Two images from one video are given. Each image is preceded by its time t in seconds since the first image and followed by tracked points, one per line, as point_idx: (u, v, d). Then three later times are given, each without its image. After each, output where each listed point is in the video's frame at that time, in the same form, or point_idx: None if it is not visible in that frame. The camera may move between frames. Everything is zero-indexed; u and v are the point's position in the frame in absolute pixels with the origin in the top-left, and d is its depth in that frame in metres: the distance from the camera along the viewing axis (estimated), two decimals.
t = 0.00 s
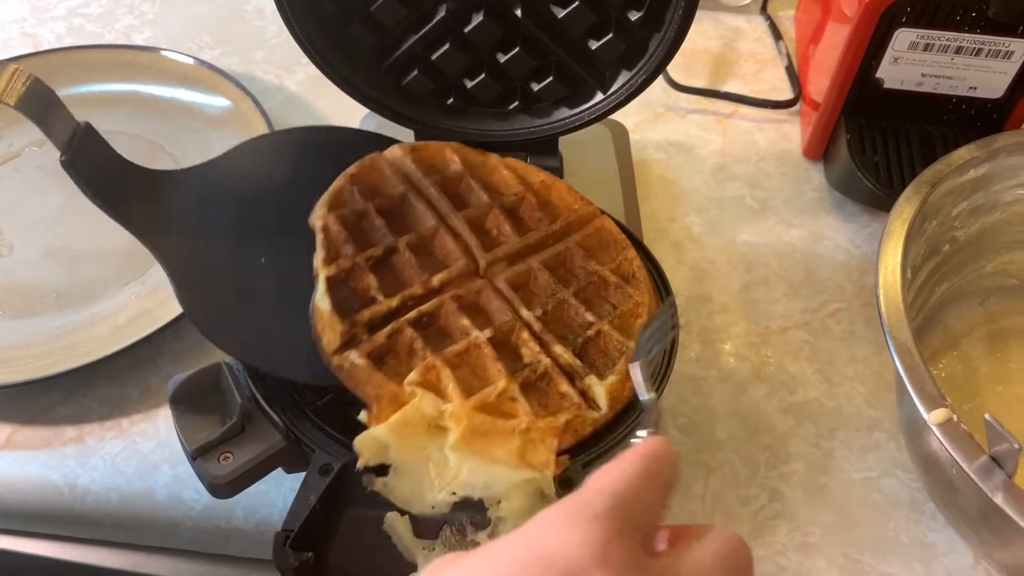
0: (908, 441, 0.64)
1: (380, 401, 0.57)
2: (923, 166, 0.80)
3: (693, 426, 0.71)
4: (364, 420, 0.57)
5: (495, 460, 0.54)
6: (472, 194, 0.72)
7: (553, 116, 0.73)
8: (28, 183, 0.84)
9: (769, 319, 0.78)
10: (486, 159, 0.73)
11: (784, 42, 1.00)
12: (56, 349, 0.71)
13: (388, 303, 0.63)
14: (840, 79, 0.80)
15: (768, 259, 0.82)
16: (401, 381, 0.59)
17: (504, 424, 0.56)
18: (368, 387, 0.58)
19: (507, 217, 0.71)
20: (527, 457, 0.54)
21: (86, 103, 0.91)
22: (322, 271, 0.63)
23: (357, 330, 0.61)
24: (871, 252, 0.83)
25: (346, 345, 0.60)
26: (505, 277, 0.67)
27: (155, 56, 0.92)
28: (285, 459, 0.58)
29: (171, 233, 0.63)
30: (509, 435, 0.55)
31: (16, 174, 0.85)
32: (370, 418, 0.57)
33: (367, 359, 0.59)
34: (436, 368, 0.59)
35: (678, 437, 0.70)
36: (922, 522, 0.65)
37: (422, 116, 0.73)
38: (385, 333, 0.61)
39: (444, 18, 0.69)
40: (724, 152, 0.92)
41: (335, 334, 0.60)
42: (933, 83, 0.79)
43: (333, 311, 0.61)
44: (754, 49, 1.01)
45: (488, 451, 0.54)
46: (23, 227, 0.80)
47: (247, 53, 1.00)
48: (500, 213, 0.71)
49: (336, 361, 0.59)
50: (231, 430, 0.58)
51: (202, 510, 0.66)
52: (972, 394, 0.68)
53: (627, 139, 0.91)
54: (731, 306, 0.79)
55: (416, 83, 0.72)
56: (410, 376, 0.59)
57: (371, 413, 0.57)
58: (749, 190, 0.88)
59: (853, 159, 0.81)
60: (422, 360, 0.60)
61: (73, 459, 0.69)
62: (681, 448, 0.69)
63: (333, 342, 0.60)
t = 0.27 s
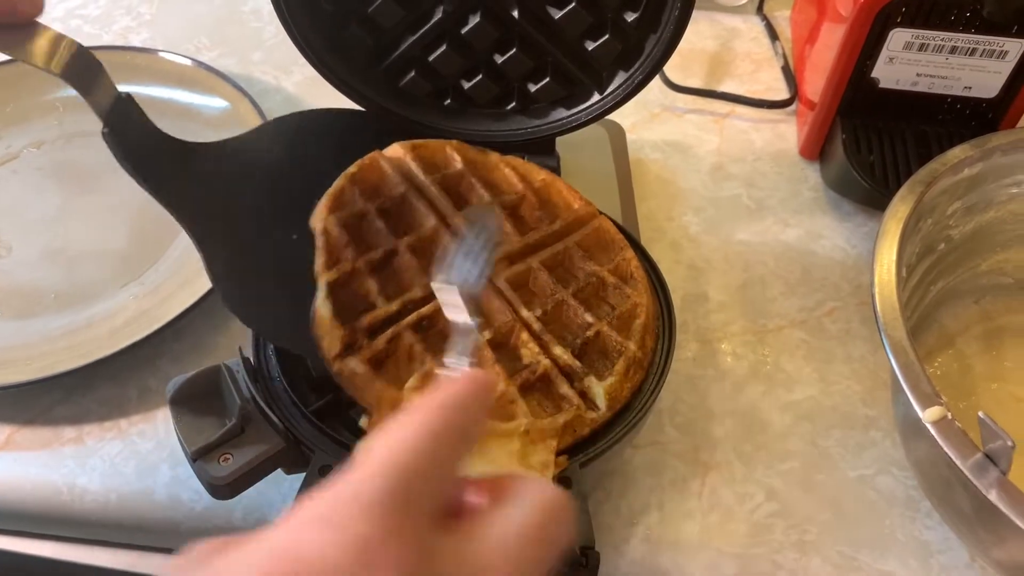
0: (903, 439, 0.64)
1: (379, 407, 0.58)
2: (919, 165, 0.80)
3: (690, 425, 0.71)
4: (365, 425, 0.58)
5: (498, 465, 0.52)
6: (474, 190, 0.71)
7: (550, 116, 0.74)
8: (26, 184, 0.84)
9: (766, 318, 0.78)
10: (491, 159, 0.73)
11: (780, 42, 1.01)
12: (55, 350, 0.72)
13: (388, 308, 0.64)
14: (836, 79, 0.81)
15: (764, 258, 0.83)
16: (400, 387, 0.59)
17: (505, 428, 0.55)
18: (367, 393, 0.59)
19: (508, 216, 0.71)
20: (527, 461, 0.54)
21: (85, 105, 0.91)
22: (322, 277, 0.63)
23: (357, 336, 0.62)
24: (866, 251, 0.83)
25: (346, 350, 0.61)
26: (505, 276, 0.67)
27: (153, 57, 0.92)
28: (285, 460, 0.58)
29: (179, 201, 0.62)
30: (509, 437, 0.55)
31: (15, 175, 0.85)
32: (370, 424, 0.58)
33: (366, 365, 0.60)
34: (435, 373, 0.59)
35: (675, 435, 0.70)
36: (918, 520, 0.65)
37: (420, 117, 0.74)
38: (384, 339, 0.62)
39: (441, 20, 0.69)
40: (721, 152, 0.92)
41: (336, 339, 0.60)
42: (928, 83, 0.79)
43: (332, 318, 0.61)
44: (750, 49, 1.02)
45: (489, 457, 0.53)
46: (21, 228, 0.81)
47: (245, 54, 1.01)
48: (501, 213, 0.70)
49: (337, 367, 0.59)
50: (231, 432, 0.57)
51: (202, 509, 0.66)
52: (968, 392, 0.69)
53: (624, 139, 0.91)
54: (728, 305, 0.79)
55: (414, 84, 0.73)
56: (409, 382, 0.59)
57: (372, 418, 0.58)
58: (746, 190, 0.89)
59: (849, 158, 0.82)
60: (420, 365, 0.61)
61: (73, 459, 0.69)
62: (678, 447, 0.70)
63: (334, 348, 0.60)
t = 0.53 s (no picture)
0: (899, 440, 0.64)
1: (380, 405, 0.58)
2: (915, 167, 0.81)
3: (688, 426, 0.71)
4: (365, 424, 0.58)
5: (496, 463, 0.54)
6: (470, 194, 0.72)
7: (547, 119, 0.74)
8: (25, 187, 0.85)
9: (762, 319, 0.79)
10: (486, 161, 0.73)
11: (776, 44, 1.01)
12: (54, 354, 0.72)
13: (387, 307, 0.64)
14: (831, 81, 0.81)
15: (761, 260, 0.83)
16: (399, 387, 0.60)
17: (503, 428, 0.57)
18: (367, 392, 0.59)
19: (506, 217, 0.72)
20: (526, 461, 0.55)
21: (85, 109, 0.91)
22: (321, 277, 0.63)
23: (357, 335, 0.62)
24: (863, 252, 0.83)
25: (346, 349, 0.62)
26: (503, 278, 0.67)
27: (151, 60, 0.93)
28: (284, 464, 0.58)
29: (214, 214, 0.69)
30: (507, 439, 0.56)
31: (14, 178, 0.85)
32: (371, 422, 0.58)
33: (366, 364, 0.60)
34: (435, 372, 0.60)
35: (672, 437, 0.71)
36: (914, 520, 0.66)
37: (418, 120, 0.74)
38: (384, 337, 0.62)
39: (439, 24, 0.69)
40: (718, 154, 0.93)
41: (336, 339, 0.61)
42: (923, 85, 0.80)
43: (332, 318, 0.62)
44: (746, 51, 1.02)
45: (488, 456, 0.55)
46: (21, 233, 0.81)
47: (243, 57, 1.01)
48: (497, 214, 0.71)
49: (337, 366, 0.60)
50: (231, 435, 0.58)
51: (202, 512, 0.66)
52: (963, 393, 0.69)
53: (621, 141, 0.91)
54: (725, 306, 0.80)
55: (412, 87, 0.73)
56: (410, 381, 0.60)
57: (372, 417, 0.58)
58: (743, 192, 0.89)
59: (845, 160, 0.82)
60: (419, 364, 0.61)
61: (74, 462, 0.69)
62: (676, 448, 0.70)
63: (334, 346, 0.61)
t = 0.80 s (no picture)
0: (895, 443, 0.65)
1: (385, 400, 0.59)
2: (910, 170, 0.81)
3: (685, 430, 0.72)
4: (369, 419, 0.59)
5: (495, 466, 0.55)
6: (491, 184, 0.72)
7: (545, 124, 0.74)
8: (24, 192, 0.85)
9: (759, 323, 0.79)
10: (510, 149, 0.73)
11: (773, 47, 1.01)
12: (55, 359, 0.72)
13: (396, 303, 0.65)
14: (828, 85, 0.81)
15: (758, 263, 0.84)
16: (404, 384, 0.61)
17: (504, 430, 0.57)
18: (370, 386, 0.60)
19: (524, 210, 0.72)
20: (525, 464, 0.56)
21: (84, 114, 0.92)
22: (333, 270, 0.64)
23: (363, 331, 0.63)
24: (859, 256, 0.84)
25: (353, 344, 0.63)
26: (512, 273, 0.68)
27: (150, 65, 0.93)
28: (283, 468, 0.59)
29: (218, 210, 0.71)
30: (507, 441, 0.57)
31: (13, 184, 0.85)
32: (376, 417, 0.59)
33: (371, 360, 0.61)
34: (440, 372, 0.61)
35: (670, 440, 0.71)
36: (911, 522, 0.66)
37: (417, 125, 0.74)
38: (391, 333, 0.63)
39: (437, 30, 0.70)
40: (715, 158, 0.93)
41: (342, 333, 0.62)
42: (919, 89, 0.80)
43: (339, 312, 0.62)
44: (743, 54, 1.02)
45: (489, 459, 0.55)
46: (21, 238, 0.81)
47: (241, 62, 1.01)
48: (518, 208, 0.71)
49: (343, 360, 0.61)
50: (230, 439, 0.58)
51: (201, 517, 0.67)
52: (959, 396, 0.69)
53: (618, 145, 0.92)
54: (722, 310, 0.80)
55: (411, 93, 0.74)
56: (414, 378, 0.61)
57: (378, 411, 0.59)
58: (740, 195, 0.89)
59: (841, 164, 0.82)
60: (425, 362, 0.63)
61: (74, 468, 0.69)
62: (674, 452, 0.70)
63: (339, 341, 0.62)
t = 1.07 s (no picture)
0: (895, 443, 0.64)
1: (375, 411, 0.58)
2: (908, 170, 0.81)
3: (684, 430, 0.72)
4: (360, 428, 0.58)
5: (488, 469, 0.55)
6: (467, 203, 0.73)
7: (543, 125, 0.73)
8: (19, 194, 0.84)
9: (757, 323, 0.79)
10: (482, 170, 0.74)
11: (771, 47, 1.01)
12: (50, 361, 0.72)
13: (382, 310, 0.64)
14: (827, 83, 0.81)
15: (756, 263, 0.83)
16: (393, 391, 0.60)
17: (497, 433, 0.57)
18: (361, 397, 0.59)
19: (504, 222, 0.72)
20: (518, 466, 0.56)
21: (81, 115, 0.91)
22: (317, 284, 0.64)
23: (350, 339, 0.62)
24: (857, 255, 0.84)
25: (341, 354, 0.61)
26: (500, 278, 0.67)
27: (147, 67, 0.93)
28: (281, 471, 0.59)
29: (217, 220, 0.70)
30: (499, 446, 0.56)
31: (9, 185, 0.85)
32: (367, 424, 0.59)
33: (360, 368, 0.60)
34: (429, 378, 0.60)
35: (668, 441, 0.71)
36: (910, 523, 0.66)
37: (413, 126, 0.73)
38: (379, 342, 0.62)
39: (435, 30, 0.70)
40: (713, 158, 0.93)
41: (331, 343, 0.61)
42: (917, 89, 0.80)
43: (326, 322, 0.62)
44: (741, 54, 1.02)
45: (480, 462, 0.55)
46: (17, 239, 0.81)
47: (238, 63, 1.01)
48: (496, 220, 0.71)
49: (333, 370, 0.60)
50: (227, 444, 0.58)
51: (198, 519, 0.66)
52: (958, 396, 0.69)
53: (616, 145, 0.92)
54: (720, 310, 0.80)
55: (408, 93, 0.74)
56: (404, 385, 0.59)
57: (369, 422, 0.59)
58: (738, 195, 0.89)
59: (839, 163, 0.82)
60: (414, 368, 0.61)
61: (70, 470, 0.69)
62: (673, 453, 0.70)
63: (328, 350, 0.61)
